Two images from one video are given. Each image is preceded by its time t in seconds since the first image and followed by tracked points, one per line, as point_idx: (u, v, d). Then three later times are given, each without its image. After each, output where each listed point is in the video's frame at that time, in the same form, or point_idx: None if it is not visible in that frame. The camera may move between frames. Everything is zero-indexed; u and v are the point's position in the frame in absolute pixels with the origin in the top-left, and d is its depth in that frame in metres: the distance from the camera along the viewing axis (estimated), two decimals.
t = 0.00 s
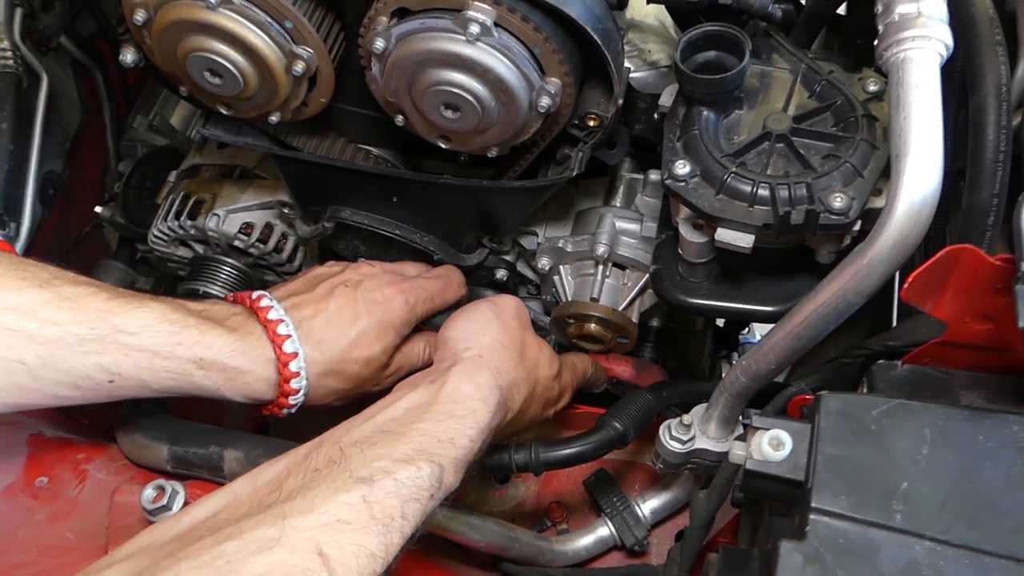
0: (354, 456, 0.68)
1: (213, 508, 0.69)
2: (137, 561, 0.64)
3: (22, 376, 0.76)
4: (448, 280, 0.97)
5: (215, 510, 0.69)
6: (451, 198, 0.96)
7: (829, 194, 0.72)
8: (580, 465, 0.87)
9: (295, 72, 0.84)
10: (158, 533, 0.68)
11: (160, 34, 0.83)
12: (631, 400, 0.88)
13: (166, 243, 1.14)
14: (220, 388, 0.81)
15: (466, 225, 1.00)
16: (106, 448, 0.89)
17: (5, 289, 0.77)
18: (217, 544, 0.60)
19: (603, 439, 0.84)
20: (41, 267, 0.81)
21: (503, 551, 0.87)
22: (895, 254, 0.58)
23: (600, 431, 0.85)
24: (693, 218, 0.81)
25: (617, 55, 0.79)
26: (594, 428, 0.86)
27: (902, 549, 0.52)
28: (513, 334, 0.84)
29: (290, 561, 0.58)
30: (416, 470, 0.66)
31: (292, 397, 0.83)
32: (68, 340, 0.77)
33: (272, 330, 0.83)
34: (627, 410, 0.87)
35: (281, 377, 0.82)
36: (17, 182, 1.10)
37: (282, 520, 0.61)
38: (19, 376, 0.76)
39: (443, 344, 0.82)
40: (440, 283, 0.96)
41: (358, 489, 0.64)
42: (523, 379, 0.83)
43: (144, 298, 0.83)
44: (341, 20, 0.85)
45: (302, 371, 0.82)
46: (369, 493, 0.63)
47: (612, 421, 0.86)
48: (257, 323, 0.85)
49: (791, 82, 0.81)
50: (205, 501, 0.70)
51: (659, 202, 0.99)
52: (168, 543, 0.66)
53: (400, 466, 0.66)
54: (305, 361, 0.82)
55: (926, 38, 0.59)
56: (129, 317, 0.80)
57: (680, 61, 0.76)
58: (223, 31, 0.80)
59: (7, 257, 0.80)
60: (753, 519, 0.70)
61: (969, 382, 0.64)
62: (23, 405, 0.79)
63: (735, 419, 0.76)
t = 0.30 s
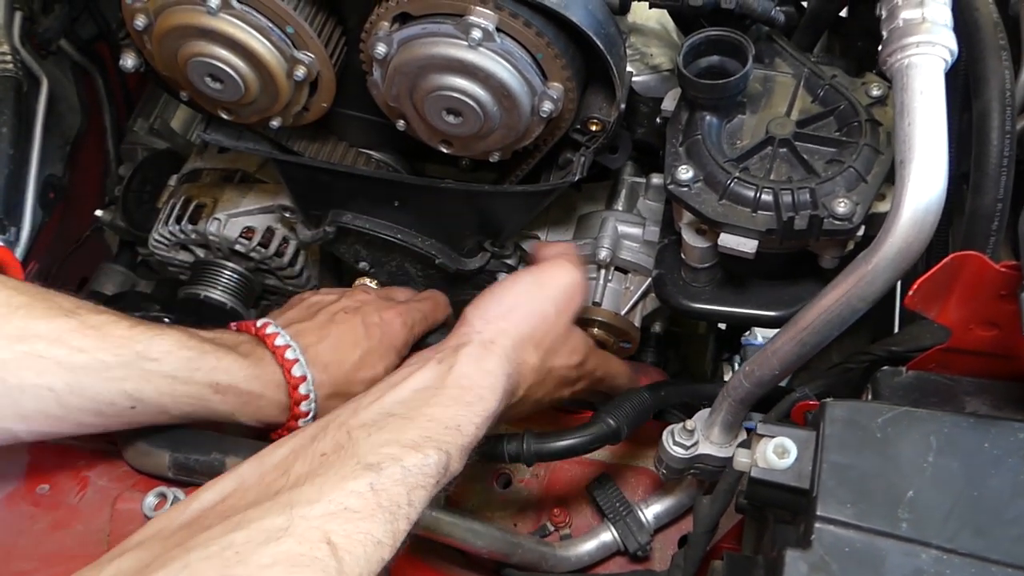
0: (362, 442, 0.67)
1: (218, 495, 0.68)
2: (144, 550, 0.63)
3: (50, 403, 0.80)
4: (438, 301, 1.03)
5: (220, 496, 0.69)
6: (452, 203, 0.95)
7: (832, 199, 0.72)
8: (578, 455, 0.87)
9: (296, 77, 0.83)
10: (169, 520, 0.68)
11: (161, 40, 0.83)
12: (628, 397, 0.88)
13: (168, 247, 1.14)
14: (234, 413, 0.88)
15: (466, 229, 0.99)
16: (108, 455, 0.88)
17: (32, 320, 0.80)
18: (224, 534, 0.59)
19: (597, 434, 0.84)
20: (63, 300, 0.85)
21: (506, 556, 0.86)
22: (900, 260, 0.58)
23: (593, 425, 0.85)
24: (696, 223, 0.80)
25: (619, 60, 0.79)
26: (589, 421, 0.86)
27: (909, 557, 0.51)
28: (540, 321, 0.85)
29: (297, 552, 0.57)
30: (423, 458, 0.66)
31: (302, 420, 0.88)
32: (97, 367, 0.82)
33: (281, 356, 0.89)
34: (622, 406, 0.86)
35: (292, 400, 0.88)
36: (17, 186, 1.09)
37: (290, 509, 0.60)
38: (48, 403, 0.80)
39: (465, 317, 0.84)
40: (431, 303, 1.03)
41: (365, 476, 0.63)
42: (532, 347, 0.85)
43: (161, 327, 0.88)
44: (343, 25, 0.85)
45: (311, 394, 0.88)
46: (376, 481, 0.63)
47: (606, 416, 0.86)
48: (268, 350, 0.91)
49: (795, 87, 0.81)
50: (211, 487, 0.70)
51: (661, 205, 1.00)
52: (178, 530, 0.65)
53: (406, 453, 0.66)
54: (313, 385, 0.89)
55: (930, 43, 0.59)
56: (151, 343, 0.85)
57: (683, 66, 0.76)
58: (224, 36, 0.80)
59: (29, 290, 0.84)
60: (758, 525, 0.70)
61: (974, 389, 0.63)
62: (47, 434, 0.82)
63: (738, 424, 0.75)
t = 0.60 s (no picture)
0: (411, 450, 0.67)
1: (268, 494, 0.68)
2: (193, 551, 0.63)
3: (52, 397, 0.81)
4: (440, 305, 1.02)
5: (269, 497, 0.68)
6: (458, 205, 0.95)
7: (837, 200, 0.71)
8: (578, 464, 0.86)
9: (297, 77, 0.83)
10: (217, 517, 0.68)
11: (161, 40, 0.83)
12: (631, 402, 0.87)
13: (168, 249, 1.13)
14: (232, 407, 0.87)
15: (469, 230, 0.99)
16: (108, 457, 0.88)
17: (32, 315, 0.83)
18: (277, 538, 0.61)
19: (602, 439, 0.83)
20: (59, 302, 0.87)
21: (509, 560, 0.86)
22: (908, 261, 0.58)
23: (599, 430, 0.84)
24: (699, 223, 0.80)
25: (622, 59, 0.78)
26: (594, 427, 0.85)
27: (917, 561, 0.51)
28: (594, 349, 0.84)
29: (347, 560, 0.59)
30: (469, 474, 0.66)
31: (295, 413, 0.89)
32: (95, 358, 0.83)
33: (267, 352, 0.89)
34: (626, 412, 0.86)
35: (282, 394, 0.88)
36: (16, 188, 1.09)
37: (339, 517, 0.62)
38: (50, 397, 0.81)
39: (528, 317, 0.84)
40: (419, 295, 1.01)
41: (413, 489, 0.64)
42: (575, 378, 0.84)
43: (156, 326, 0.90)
44: (343, 25, 0.84)
45: (301, 386, 0.88)
46: (422, 494, 0.63)
47: (611, 422, 0.85)
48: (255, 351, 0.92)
49: (799, 86, 0.80)
50: (258, 485, 0.70)
51: (664, 206, 0.99)
52: (228, 531, 0.66)
53: (455, 469, 0.66)
54: (302, 378, 0.89)
55: (936, 42, 0.59)
56: (146, 336, 0.86)
57: (686, 65, 0.75)
58: (224, 37, 0.79)
59: (29, 292, 0.86)
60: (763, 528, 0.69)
61: (980, 391, 0.63)
62: (50, 431, 0.82)
63: (742, 426, 0.75)
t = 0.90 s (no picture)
0: (415, 437, 0.67)
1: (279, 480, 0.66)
2: (212, 533, 0.62)
3: (53, 394, 0.81)
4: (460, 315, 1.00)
5: (280, 483, 0.67)
6: (460, 203, 0.95)
7: (844, 201, 0.71)
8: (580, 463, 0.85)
9: (300, 73, 0.82)
10: (232, 504, 0.66)
11: (163, 35, 0.82)
12: (635, 402, 0.86)
13: (169, 245, 1.13)
14: (227, 406, 0.87)
15: (472, 227, 0.98)
16: (107, 454, 0.87)
17: (34, 312, 0.84)
18: (291, 518, 0.60)
19: (604, 439, 0.83)
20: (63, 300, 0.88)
21: (509, 561, 0.86)
22: (915, 262, 0.57)
23: (601, 430, 0.83)
24: (705, 223, 0.80)
25: (628, 58, 0.78)
26: (596, 426, 0.84)
27: (923, 566, 0.50)
28: (580, 334, 0.84)
29: (359, 538, 0.58)
30: (473, 458, 0.66)
31: (287, 413, 0.88)
32: (96, 355, 0.83)
33: (262, 350, 0.89)
34: (629, 412, 0.85)
35: (275, 394, 0.88)
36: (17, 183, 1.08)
37: (349, 498, 0.61)
38: (51, 394, 0.81)
39: (511, 309, 0.84)
40: (430, 301, 0.97)
41: (419, 472, 0.63)
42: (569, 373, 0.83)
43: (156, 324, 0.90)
44: (348, 20, 0.84)
45: (294, 387, 0.88)
46: (429, 476, 0.63)
47: (613, 421, 0.84)
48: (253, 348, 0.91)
49: (805, 87, 0.80)
50: (270, 474, 0.68)
51: (668, 206, 0.99)
52: (242, 515, 0.64)
53: (457, 452, 0.66)
54: (296, 379, 0.88)
55: (946, 42, 0.58)
56: (146, 334, 0.87)
57: (693, 64, 0.75)
58: (227, 31, 0.79)
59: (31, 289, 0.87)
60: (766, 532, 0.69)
61: (988, 395, 0.62)
62: (52, 430, 0.82)
63: (746, 428, 0.74)
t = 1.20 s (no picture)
0: (399, 424, 0.68)
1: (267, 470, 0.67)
2: (203, 522, 0.62)
3: (67, 388, 0.80)
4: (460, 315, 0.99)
5: (268, 473, 0.67)
6: (463, 203, 0.95)
7: (848, 199, 0.71)
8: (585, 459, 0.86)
9: (304, 72, 0.83)
10: (223, 493, 0.66)
11: (167, 34, 0.82)
12: (639, 399, 0.87)
13: (172, 245, 1.13)
14: (232, 401, 0.88)
15: (475, 227, 0.98)
16: (111, 453, 0.88)
17: (49, 307, 0.82)
18: (280, 506, 0.59)
19: (609, 434, 0.83)
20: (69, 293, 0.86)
21: (513, 559, 0.86)
22: (921, 261, 0.57)
23: (606, 425, 0.84)
24: (708, 222, 0.79)
25: (631, 57, 0.78)
26: (601, 422, 0.84)
27: (930, 564, 0.51)
28: (563, 318, 0.85)
29: (347, 524, 0.58)
30: (457, 443, 0.67)
31: (290, 409, 0.89)
32: (108, 351, 0.83)
33: (266, 347, 0.90)
34: (635, 408, 0.85)
35: (278, 390, 0.89)
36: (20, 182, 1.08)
37: (337, 485, 0.61)
38: (64, 388, 0.80)
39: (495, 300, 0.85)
40: (431, 297, 0.96)
41: (404, 458, 0.64)
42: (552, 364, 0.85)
43: (161, 320, 0.89)
44: (351, 20, 0.84)
45: (297, 383, 0.89)
46: (414, 462, 0.63)
47: (618, 418, 0.84)
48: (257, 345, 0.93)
49: (809, 85, 0.80)
50: (256, 466, 0.68)
51: (671, 205, 0.99)
52: (232, 505, 0.64)
53: (441, 437, 0.67)
54: (299, 375, 0.90)
55: (951, 41, 0.58)
56: (156, 330, 0.86)
57: (697, 63, 0.75)
58: (231, 31, 0.79)
59: (40, 283, 0.85)
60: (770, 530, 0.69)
61: (993, 393, 0.62)
62: (64, 423, 0.82)
63: (749, 427, 0.75)
